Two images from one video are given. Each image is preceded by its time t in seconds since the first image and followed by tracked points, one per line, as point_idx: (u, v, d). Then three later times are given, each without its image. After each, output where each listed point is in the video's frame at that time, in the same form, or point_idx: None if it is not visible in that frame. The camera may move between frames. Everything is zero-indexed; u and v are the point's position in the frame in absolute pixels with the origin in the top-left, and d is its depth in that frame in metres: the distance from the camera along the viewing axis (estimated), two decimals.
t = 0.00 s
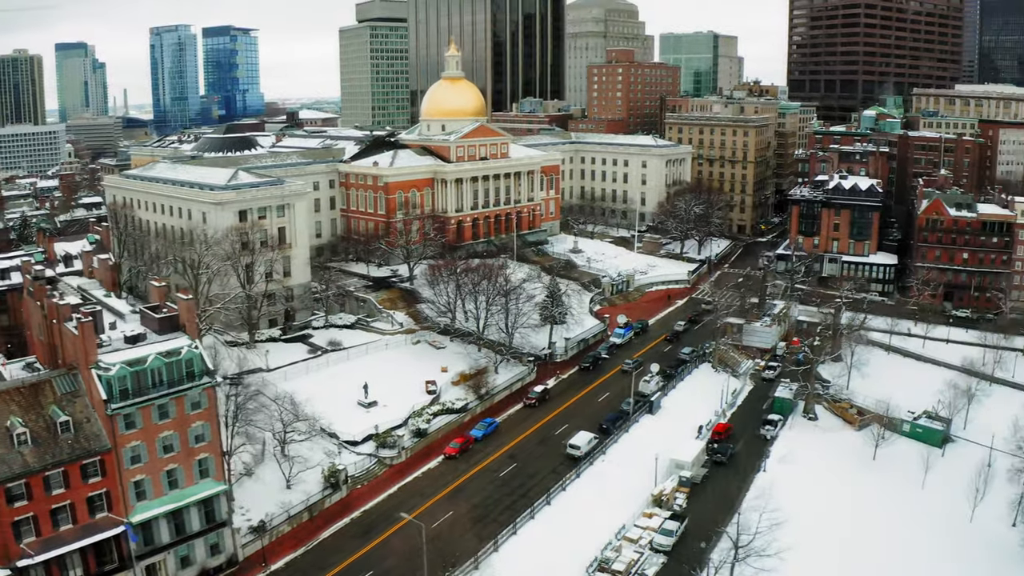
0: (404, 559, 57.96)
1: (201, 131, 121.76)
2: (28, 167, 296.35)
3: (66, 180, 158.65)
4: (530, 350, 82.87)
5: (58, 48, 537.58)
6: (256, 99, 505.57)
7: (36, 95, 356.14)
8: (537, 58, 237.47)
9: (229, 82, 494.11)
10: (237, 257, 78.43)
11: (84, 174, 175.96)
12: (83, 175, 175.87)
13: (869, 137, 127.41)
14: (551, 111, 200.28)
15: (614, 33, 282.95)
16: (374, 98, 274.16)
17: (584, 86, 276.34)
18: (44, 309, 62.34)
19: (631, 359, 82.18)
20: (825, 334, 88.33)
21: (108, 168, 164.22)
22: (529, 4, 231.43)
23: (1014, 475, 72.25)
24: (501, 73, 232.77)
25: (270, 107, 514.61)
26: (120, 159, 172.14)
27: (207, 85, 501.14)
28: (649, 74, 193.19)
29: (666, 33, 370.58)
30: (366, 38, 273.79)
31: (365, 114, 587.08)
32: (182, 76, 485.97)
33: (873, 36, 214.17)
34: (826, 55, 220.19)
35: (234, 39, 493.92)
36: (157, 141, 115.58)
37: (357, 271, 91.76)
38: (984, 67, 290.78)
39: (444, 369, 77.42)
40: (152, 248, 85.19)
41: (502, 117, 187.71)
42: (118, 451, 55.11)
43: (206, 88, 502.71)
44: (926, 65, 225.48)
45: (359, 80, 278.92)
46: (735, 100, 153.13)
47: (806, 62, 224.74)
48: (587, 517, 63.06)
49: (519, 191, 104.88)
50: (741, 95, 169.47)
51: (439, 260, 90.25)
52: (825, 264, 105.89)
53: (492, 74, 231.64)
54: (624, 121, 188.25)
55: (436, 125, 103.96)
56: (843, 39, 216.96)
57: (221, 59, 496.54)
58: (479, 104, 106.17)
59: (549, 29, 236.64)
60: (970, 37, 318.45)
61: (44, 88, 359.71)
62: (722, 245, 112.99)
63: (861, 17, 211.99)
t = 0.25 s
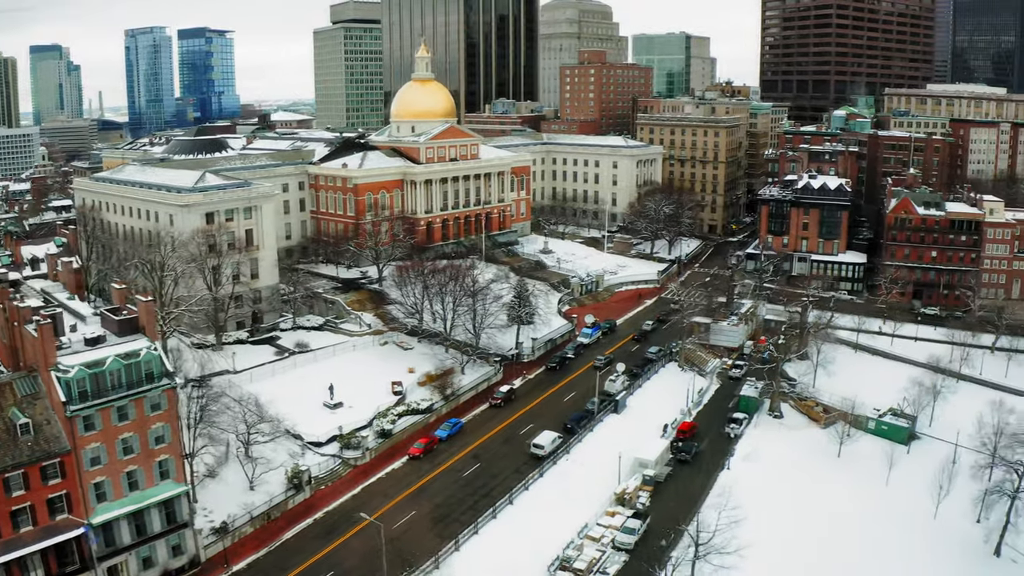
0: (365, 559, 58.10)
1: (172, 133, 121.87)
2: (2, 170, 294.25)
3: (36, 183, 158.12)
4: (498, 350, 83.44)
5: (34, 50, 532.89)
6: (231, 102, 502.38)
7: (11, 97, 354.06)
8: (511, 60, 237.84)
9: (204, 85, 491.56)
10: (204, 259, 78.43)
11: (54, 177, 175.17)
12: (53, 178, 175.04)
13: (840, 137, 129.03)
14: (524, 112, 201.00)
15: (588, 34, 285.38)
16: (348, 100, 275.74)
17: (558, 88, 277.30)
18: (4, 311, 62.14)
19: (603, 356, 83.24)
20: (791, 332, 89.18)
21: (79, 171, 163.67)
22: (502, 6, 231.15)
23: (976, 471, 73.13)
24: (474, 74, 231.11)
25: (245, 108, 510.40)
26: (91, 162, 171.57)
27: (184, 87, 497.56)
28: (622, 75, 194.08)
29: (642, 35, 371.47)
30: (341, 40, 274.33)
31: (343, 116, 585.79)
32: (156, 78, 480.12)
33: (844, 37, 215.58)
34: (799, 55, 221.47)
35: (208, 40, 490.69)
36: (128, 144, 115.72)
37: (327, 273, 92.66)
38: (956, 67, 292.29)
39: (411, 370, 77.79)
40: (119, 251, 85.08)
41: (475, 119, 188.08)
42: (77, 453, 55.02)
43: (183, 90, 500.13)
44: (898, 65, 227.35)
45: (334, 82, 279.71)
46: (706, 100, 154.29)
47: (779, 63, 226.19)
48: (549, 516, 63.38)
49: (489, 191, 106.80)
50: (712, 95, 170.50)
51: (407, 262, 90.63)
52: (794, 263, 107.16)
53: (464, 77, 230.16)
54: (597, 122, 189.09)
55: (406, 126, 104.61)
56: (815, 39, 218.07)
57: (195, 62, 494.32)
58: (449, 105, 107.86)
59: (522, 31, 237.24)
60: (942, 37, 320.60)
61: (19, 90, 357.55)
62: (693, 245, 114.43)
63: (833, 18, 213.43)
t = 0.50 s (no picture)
0: (328, 558, 58.26)
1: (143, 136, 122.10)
2: None
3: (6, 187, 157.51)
4: (466, 350, 84.19)
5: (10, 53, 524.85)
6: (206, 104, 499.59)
7: None
8: (485, 60, 238.32)
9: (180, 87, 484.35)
10: (172, 261, 78.54)
11: (23, 181, 174.30)
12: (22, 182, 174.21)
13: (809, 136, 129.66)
14: (497, 113, 201.69)
15: (563, 35, 286.52)
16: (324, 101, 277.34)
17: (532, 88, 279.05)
18: None
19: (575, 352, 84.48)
20: (757, 331, 90.14)
21: (49, 175, 163.19)
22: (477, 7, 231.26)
23: (939, 467, 73.92)
24: (449, 75, 230.92)
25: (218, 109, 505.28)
26: (61, 165, 171.03)
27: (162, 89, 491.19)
28: (595, 75, 195.14)
29: (618, 35, 372.50)
30: (316, 41, 274.91)
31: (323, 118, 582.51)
32: (134, 79, 475.78)
33: (817, 37, 217.08)
34: (771, 55, 222.81)
35: (186, 43, 483.39)
36: (100, 147, 115.95)
37: (297, 274, 93.69)
38: (933, 66, 307.67)
39: (378, 370, 78.30)
40: (87, 254, 85.01)
41: (449, 120, 188.72)
42: (39, 454, 54.93)
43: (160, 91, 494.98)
44: (871, 65, 229.54)
45: (309, 83, 280.40)
46: (678, 101, 155.61)
47: (752, 63, 227.81)
48: (513, 514, 63.74)
49: (460, 192, 108.99)
50: (685, 95, 171.78)
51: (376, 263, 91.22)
52: (764, 263, 108.67)
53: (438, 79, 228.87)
54: (570, 123, 189.94)
55: (377, 127, 106.52)
56: (787, 39, 219.25)
57: (172, 63, 486.61)
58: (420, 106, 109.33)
59: (496, 32, 238.01)
60: (914, 37, 324.95)
61: None
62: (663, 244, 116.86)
63: (805, 18, 214.92)
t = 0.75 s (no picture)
0: (292, 556, 58.66)
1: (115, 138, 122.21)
2: None
3: None
4: (435, 350, 84.96)
5: None
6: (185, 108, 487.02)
7: None
8: (460, 60, 238.98)
9: (158, 88, 473.13)
10: (141, 263, 78.72)
11: None
12: None
13: (780, 137, 128.56)
14: (472, 114, 202.31)
15: (538, 36, 286.98)
16: (300, 102, 278.14)
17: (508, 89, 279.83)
18: None
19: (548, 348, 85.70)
20: (725, 330, 91.18)
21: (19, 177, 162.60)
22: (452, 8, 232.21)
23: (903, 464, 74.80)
24: (424, 76, 230.74)
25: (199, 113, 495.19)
26: (32, 168, 170.26)
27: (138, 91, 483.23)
28: (568, 76, 196.07)
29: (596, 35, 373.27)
30: (291, 43, 275.19)
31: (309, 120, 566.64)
32: (111, 82, 475.00)
33: (791, 36, 218.31)
34: (745, 55, 224.08)
35: (162, 44, 471.65)
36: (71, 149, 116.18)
37: (269, 276, 94.24)
38: (908, 66, 326.10)
39: (347, 371, 78.92)
40: (57, 255, 85.10)
41: (423, 121, 189.18)
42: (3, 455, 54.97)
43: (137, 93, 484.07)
44: (845, 65, 231.14)
45: (287, 85, 280.32)
46: (650, 101, 156.80)
47: (726, 63, 229.17)
48: (478, 512, 64.23)
49: (433, 193, 110.36)
50: (658, 96, 172.95)
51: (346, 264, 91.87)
52: (736, 262, 110.19)
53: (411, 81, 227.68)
54: (543, 124, 190.71)
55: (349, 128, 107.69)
56: (761, 38, 220.38)
57: (149, 65, 474.35)
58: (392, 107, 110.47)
59: (470, 32, 238.65)
60: (888, 37, 329.03)
61: None
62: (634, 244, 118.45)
63: (780, 18, 215.96)
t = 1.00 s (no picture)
0: (258, 556, 59.07)
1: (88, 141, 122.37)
2: None
3: None
4: (406, 351, 85.79)
5: None
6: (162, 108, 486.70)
7: None
8: (435, 61, 239.67)
9: (136, 90, 471.91)
10: (112, 264, 78.93)
11: None
12: None
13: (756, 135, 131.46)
14: (448, 116, 202.92)
15: (515, 37, 288.04)
16: (276, 104, 278.18)
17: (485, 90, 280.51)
18: None
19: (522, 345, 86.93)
20: (693, 329, 92.23)
21: None
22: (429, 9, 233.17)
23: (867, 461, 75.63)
24: (400, 78, 231.07)
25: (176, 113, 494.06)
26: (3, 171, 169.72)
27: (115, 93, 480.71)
28: (543, 77, 196.99)
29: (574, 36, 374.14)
30: (267, 44, 275.18)
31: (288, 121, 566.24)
32: (88, 82, 471.17)
33: (766, 36, 219.63)
34: (720, 56, 225.43)
35: (140, 45, 469.73)
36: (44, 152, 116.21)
37: (241, 277, 94.91)
38: (883, 66, 332.26)
39: (316, 372, 79.54)
40: (27, 258, 85.20)
41: (399, 123, 189.78)
42: None
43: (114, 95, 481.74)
44: (819, 65, 232.61)
45: (263, 86, 280.08)
46: (623, 102, 157.86)
47: (702, 64, 230.67)
48: (444, 511, 64.74)
49: (406, 194, 111.62)
50: (633, 97, 174.07)
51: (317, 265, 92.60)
52: (708, 261, 111.60)
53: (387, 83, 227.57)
54: (518, 125, 191.54)
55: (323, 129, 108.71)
56: (736, 39, 221.72)
57: (126, 67, 473.57)
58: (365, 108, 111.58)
59: (446, 34, 239.49)
60: (863, 37, 333.57)
61: None
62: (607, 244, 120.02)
63: (754, 18, 217.33)
